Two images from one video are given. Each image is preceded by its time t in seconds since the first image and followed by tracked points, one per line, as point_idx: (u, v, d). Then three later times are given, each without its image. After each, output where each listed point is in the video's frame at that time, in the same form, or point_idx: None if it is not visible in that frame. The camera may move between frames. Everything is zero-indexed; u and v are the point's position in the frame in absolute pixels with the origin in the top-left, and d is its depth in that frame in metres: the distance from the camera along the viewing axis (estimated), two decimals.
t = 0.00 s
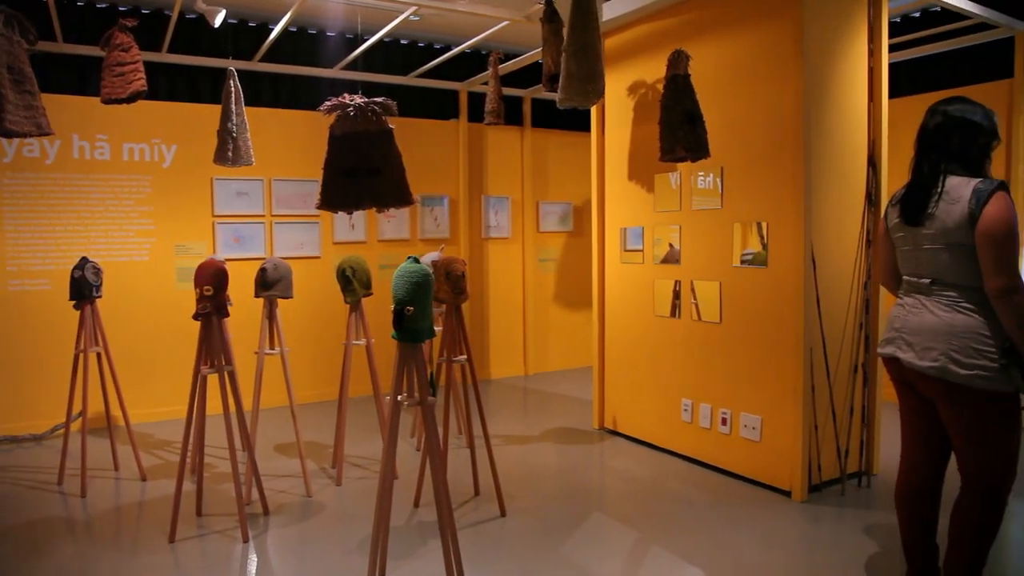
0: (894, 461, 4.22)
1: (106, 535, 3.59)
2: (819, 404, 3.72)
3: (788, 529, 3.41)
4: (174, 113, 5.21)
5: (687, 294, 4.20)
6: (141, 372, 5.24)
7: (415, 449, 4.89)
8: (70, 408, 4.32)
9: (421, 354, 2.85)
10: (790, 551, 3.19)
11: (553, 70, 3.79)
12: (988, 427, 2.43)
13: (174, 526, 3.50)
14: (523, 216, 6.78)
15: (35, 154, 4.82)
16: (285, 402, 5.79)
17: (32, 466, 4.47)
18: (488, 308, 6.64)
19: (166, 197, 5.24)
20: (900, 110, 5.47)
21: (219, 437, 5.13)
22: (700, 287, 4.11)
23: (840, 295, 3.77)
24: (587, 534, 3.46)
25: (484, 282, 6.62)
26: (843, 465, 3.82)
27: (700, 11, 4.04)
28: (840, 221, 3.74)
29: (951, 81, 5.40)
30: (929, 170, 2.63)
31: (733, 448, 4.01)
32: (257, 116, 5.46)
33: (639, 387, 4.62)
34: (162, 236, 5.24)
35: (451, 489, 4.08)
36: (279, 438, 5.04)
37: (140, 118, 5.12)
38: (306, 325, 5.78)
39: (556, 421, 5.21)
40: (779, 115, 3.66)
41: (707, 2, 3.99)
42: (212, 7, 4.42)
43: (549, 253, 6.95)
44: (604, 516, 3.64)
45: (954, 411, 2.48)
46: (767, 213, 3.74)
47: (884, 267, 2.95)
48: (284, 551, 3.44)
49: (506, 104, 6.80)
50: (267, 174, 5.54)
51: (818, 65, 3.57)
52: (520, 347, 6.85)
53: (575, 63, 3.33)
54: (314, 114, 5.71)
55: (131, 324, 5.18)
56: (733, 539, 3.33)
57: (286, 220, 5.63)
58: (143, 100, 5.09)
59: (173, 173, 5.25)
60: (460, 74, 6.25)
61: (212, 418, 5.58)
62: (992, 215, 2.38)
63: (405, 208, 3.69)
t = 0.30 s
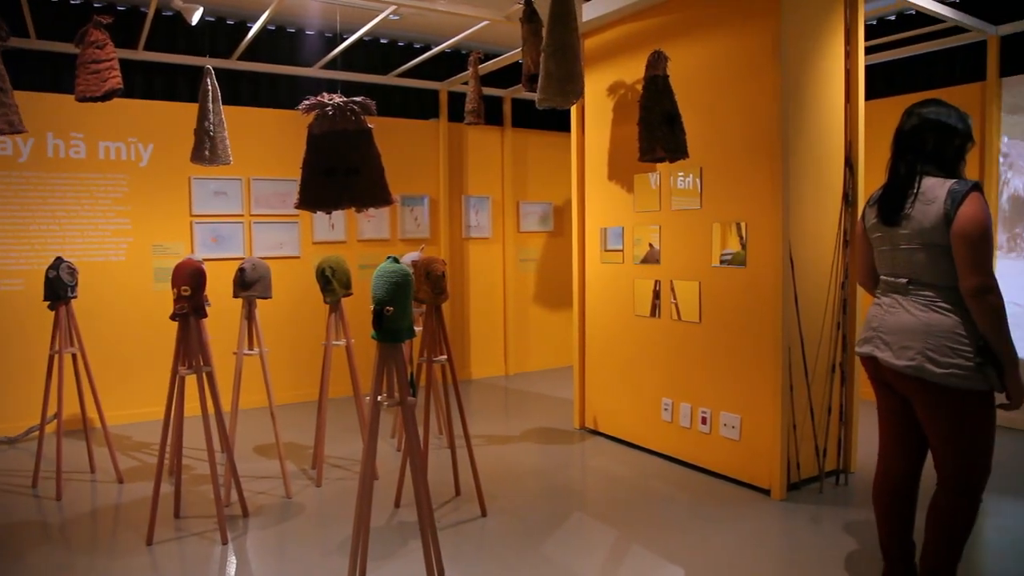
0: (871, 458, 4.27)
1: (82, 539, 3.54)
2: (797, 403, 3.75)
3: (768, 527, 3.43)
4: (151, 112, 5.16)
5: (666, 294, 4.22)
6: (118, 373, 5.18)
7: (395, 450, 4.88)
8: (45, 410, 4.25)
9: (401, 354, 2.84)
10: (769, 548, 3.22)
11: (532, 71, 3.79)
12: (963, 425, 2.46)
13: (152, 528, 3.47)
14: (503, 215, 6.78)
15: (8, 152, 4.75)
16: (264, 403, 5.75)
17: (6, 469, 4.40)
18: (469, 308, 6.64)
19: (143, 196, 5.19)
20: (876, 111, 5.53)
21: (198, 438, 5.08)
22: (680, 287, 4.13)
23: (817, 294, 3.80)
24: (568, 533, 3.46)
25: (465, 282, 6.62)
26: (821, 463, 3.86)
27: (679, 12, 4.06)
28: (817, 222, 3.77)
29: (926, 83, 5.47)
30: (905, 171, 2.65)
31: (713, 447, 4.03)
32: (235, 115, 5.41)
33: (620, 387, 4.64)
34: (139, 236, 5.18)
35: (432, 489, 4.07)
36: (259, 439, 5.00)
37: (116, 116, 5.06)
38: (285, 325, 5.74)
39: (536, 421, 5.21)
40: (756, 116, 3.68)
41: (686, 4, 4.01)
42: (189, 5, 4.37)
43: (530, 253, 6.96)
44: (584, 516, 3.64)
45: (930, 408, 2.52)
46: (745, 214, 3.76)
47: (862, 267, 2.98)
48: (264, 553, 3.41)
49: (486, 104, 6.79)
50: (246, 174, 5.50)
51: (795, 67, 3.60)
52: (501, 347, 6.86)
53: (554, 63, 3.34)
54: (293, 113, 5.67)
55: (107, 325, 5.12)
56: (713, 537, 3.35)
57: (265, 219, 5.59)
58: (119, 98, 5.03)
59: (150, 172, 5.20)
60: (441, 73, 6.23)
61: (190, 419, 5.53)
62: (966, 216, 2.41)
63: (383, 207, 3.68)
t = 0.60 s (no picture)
0: (853, 457, 4.30)
1: (62, 541, 3.50)
2: (780, 402, 3.77)
3: (751, 525, 3.45)
4: (132, 110, 5.12)
5: (650, 294, 4.24)
6: (100, 374, 5.13)
7: (379, 450, 4.86)
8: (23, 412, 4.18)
9: (384, 355, 2.83)
10: (752, 547, 3.23)
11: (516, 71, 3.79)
12: (941, 423, 2.49)
13: (133, 530, 3.43)
14: (487, 215, 6.78)
15: None
16: (246, 404, 5.71)
17: None
18: (453, 308, 6.63)
19: (125, 195, 5.14)
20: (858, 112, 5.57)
21: (180, 440, 5.04)
22: (663, 287, 4.14)
23: (800, 294, 3.82)
24: (553, 533, 3.46)
25: (449, 282, 6.61)
26: (804, 461, 3.88)
27: (662, 13, 4.07)
28: (799, 222, 3.80)
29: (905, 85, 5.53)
30: (887, 172, 2.68)
31: (696, 446, 4.05)
32: (218, 114, 5.38)
33: (604, 386, 4.64)
34: (121, 236, 5.14)
35: (416, 489, 4.06)
36: (242, 440, 4.97)
37: (97, 115, 5.01)
38: (268, 325, 5.70)
39: (520, 421, 5.21)
40: (738, 117, 3.70)
41: (669, 5, 4.03)
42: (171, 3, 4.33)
43: (514, 253, 6.96)
44: (569, 515, 3.65)
45: (911, 407, 2.54)
46: (728, 213, 3.78)
47: (844, 266, 3.00)
48: (247, 554, 3.39)
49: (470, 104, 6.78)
50: (228, 173, 5.46)
51: (777, 68, 3.62)
52: (485, 346, 6.85)
53: (537, 63, 3.34)
54: (276, 112, 5.65)
55: (87, 325, 5.06)
56: (697, 536, 3.36)
57: (248, 219, 5.56)
58: (100, 96, 4.98)
59: (131, 171, 5.15)
60: (426, 73, 6.22)
61: (172, 421, 5.49)
62: (947, 216, 2.43)
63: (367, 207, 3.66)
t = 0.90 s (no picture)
0: (837, 455, 4.33)
1: (44, 544, 3.47)
2: (764, 401, 3.79)
3: (736, 524, 3.46)
4: (116, 109, 5.08)
5: (636, 294, 4.24)
6: (83, 375, 5.08)
7: (365, 450, 4.85)
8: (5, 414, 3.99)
9: (370, 355, 2.81)
10: (738, 546, 3.24)
11: (502, 71, 3.79)
12: (922, 422, 2.51)
13: (116, 533, 3.40)
14: (473, 215, 6.77)
15: None
16: (231, 405, 5.68)
17: None
18: (439, 308, 6.62)
19: (108, 195, 5.10)
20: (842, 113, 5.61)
21: (164, 441, 5.00)
22: (649, 287, 4.15)
23: (784, 294, 3.84)
24: (539, 532, 3.47)
25: (436, 282, 6.60)
26: (788, 460, 3.90)
27: (647, 14, 4.09)
28: (784, 222, 3.82)
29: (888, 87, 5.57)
30: (871, 173, 2.70)
31: (682, 445, 4.06)
32: (202, 113, 5.34)
33: (591, 386, 4.64)
34: (104, 236, 5.09)
35: (403, 490, 4.05)
36: (226, 441, 4.94)
37: (80, 113, 4.97)
38: (253, 325, 5.67)
39: (507, 421, 5.21)
40: (723, 117, 3.72)
41: (654, 6, 4.04)
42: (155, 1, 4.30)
43: (500, 253, 6.96)
44: (555, 515, 3.65)
45: (894, 406, 2.56)
46: (714, 214, 3.80)
47: (828, 266, 3.02)
48: (231, 556, 3.37)
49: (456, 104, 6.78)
50: (213, 172, 5.43)
51: (762, 69, 3.64)
52: (471, 346, 6.85)
53: (522, 62, 3.34)
54: (261, 112, 5.62)
55: (70, 325, 5.02)
56: (682, 535, 3.37)
57: (233, 219, 5.53)
58: (83, 95, 4.94)
59: (115, 170, 5.11)
60: (412, 73, 6.21)
61: (156, 421, 5.44)
62: (930, 217, 2.45)
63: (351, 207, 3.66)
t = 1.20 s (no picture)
0: (820, 453, 4.37)
1: (23, 548, 3.42)
2: (748, 400, 3.81)
3: (720, 522, 3.48)
4: (97, 107, 5.02)
5: (621, 294, 4.26)
6: (64, 376, 5.03)
7: (349, 451, 4.82)
8: None
9: (354, 355, 2.80)
10: (723, 545, 3.26)
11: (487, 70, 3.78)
12: (903, 420, 2.54)
13: (98, 536, 3.36)
14: (458, 216, 6.76)
15: None
16: (214, 406, 5.63)
17: None
18: (424, 308, 6.61)
19: (89, 194, 5.04)
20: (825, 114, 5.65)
21: (146, 443, 4.95)
22: (634, 286, 4.16)
23: (768, 293, 3.87)
24: (525, 532, 3.46)
25: (421, 282, 6.58)
26: (772, 459, 3.93)
27: (632, 15, 4.10)
28: (768, 222, 3.84)
29: (870, 88, 5.62)
30: (854, 173, 2.72)
31: (667, 444, 4.07)
32: (185, 112, 5.30)
33: (576, 386, 4.65)
34: (84, 236, 5.04)
35: (388, 491, 4.03)
36: (210, 442, 4.90)
37: (60, 112, 4.91)
38: (236, 326, 5.63)
39: (492, 421, 5.21)
40: (707, 118, 3.74)
41: (639, 7, 4.05)
42: None
43: (485, 253, 6.95)
44: (541, 515, 3.65)
45: (876, 405, 2.58)
46: (698, 214, 3.81)
47: (811, 266, 3.04)
48: (214, 558, 3.34)
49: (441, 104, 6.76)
50: (196, 172, 5.39)
51: (746, 70, 3.66)
52: (457, 347, 6.84)
53: (507, 62, 3.34)
54: (244, 111, 5.58)
55: (50, 326, 4.96)
56: (667, 534, 3.38)
57: (216, 219, 5.48)
58: (63, 93, 4.88)
59: (96, 169, 5.06)
60: (397, 72, 6.19)
61: (138, 423, 5.39)
62: (911, 217, 2.48)
63: (335, 207, 3.64)
